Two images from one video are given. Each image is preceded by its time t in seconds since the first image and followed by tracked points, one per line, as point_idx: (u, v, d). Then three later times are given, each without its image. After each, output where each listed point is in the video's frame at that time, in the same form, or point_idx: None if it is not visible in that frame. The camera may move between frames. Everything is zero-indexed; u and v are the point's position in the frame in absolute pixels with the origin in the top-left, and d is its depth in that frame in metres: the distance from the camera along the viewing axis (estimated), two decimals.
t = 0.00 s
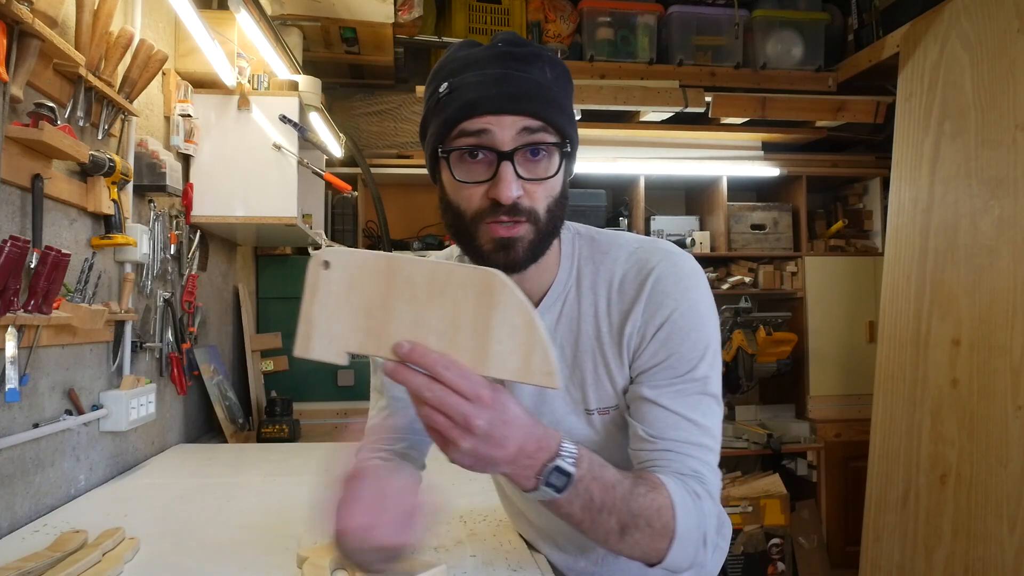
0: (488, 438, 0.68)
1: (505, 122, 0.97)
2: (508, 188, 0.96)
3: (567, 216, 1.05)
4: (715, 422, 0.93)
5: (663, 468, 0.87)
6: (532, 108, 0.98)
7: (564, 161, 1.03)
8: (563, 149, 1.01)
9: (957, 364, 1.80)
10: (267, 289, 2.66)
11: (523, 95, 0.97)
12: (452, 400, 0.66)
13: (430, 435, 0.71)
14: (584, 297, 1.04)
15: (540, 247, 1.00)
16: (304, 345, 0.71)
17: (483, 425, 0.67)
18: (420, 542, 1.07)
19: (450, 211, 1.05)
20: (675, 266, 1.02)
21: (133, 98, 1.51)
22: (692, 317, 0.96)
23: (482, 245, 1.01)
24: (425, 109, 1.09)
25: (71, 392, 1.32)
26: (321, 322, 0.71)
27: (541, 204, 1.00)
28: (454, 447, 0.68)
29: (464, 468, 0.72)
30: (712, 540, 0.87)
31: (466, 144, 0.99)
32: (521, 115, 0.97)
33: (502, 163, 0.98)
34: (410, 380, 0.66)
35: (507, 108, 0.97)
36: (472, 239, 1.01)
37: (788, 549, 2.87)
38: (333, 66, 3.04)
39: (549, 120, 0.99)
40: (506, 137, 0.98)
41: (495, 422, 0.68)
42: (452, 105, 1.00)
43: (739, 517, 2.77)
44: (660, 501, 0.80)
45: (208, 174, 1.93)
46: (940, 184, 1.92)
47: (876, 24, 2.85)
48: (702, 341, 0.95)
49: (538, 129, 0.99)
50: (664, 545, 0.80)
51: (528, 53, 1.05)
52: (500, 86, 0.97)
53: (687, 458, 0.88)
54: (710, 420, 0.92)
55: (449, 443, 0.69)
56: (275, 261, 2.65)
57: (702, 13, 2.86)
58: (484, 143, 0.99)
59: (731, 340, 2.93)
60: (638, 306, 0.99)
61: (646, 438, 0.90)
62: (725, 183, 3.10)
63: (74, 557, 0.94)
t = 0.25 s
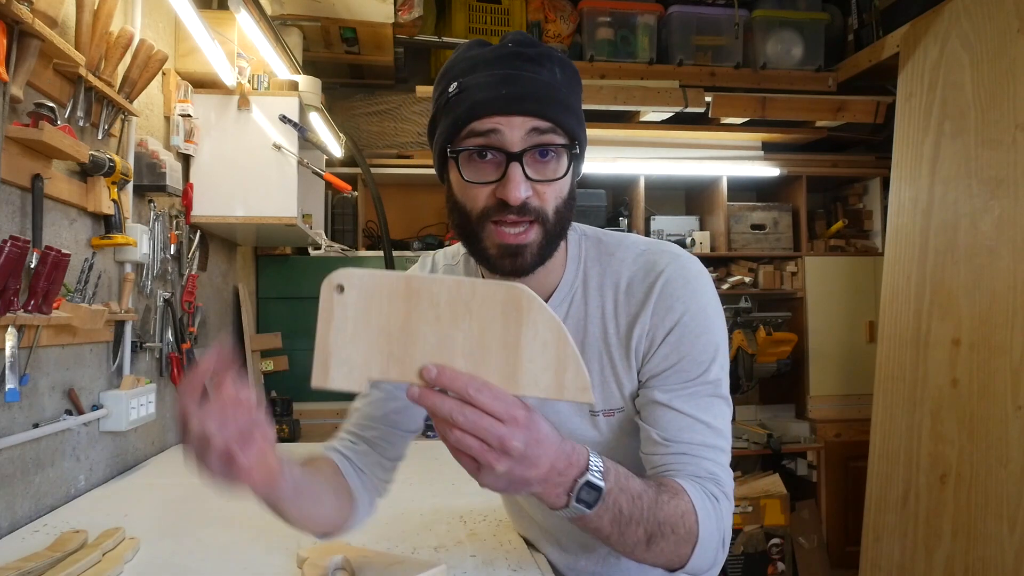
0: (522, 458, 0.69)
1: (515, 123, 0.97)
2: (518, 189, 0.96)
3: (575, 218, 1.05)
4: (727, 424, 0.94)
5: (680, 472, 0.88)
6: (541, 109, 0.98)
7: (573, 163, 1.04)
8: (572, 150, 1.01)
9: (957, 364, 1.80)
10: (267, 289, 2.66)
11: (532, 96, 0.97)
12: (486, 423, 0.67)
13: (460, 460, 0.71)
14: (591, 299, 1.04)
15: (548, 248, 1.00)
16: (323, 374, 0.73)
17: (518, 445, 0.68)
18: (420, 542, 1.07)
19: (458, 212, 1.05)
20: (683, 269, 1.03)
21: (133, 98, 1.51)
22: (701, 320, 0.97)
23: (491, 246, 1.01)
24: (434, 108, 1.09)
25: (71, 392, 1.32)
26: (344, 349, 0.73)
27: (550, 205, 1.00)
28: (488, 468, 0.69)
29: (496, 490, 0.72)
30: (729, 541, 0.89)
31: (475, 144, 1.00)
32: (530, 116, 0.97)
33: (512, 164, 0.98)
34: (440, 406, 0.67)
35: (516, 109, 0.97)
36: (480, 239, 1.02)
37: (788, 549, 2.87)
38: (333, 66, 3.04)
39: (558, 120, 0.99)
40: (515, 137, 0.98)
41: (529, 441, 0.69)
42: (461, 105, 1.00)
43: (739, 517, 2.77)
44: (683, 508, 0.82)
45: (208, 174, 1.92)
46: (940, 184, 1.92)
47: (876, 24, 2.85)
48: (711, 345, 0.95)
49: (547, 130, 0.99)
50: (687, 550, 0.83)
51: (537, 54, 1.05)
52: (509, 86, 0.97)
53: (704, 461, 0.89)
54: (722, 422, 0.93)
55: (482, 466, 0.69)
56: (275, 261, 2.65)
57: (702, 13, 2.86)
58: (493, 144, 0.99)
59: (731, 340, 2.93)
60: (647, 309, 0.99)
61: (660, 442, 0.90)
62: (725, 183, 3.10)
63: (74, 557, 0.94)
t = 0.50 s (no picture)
0: (530, 473, 0.70)
1: (517, 125, 0.97)
2: (519, 192, 0.96)
3: (575, 220, 1.06)
4: (730, 424, 0.94)
5: (685, 474, 0.88)
6: (543, 112, 0.98)
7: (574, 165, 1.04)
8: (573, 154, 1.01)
9: (957, 364, 1.80)
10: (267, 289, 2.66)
11: (534, 99, 0.97)
12: (491, 439, 0.67)
13: (468, 480, 0.71)
14: (591, 300, 1.04)
15: (548, 250, 1.00)
16: (324, 402, 0.71)
17: (525, 460, 0.68)
18: (420, 542, 1.07)
19: (459, 213, 1.05)
20: (682, 270, 1.03)
21: (133, 98, 1.51)
22: (702, 321, 0.97)
23: (490, 247, 1.01)
24: (436, 109, 1.09)
25: (71, 392, 1.32)
26: (342, 374, 0.71)
27: (551, 207, 1.00)
28: (497, 486, 0.69)
29: (504, 506, 0.73)
30: (736, 540, 0.90)
31: (477, 146, 0.99)
32: (533, 119, 0.97)
33: (514, 167, 0.97)
34: (444, 425, 0.67)
35: (518, 112, 0.97)
36: (480, 241, 1.02)
37: (788, 549, 2.87)
38: (334, 66, 3.04)
39: (560, 124, 0.99)
40: (517, 140, 0.98)
41: (536, 455, 0.69)
42: (464, 106, 1.00)
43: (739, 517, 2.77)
44: (691, 511, 0.82)
45: (208, 174, 1.93)
46: (940, 184, 1.92)
47: (876, 24, 2.85)
48: (712, 346, 0.95)
49: (549, 133, 0.99)
50: (696, 553, 0.84)
51: (540, 57, 1.05)
52: (512, 89, 0.97)
53: (708, 462, 0.89)
54: (725, 422, 0.93)
55: (490, 484, 0.70)
56: (275, 260, 2.65)
57: (702, 13, 2.86)
58: (495, 146, 0.99)
59: (731, 340, 2.93)
60: (647, 311, 0.99)
61: (664, 444, 0.90)
62: (725, 182, 3.10)
63: (74, 557, 0.95)
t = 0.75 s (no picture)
0: (521, 479, 0.71)
1: (513, 124, 0.98)
2: (515, 190, 0.97)
3: (571, 220, 1.06)
4: (729, 424, 0.94)
5: (684, 475, 0.88)
6: (539, 111, 0.98)
7: (570, 165, 1.04)
8: (569, 152, 1.02)
9: (957, 364, 1.80)
10: (267, 289, 2.66)
11: (530, 97, 0.98)
12: (480, 445, 0.69)
13: (460, 487, 0.73)
14: (589, 301, 1.04)
15: (546, 249, 1.00)
16: (319, 414, 0.76)
17: (515, 466, 0.70)
18: (420, 542, 1.07)
19: (456, 213, 1.05)
20: (680, 271, 1.03)
21: (133, 98, 1.51)
22: (700, 322, 0.97)
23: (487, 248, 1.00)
24: (431, 109, 1.09)
25: (71, 392, 1.32)
26: (335, 387, 0.76)
27: (548, 207, 1.00)
28: (489, 493, 0.71)
29: (498, 513, 0.74)
30: (738, 541, 0.90)
31: (473, 146, 0.99)
32: (529, 117, 0.97)
33: (510, 165, 0.98)
34: (433, 432, 0.70)
35: (515, 110, 0.97)
36: (477, 241, 1.01)
37: (788, 549, 2.87)
38: (334, 66, 3.04)
39: (556, 122, 1.00)
40: (513, 139, 0.98)
41: (526, 461, 0.71)
42: (459, 105, 1.00)
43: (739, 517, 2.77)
44: (690, 513, 0.82)
45: (208, 174, 1.93)
46: (940, 184, 1.93)
47: (876, 24, 2.85)
48: (711, 346, 0.96)
49: (545, 131, 0.99)
50: (696, 554, 0.84)
51: (535, 56, 1.05)
52: (508, 88, 0.98)
53: (709, 462, 0.89)
54: (725, 422, 0.93)
55: (482, 491, 0.71)
56: (275, 260, 2.65)
57: (702, 13, 2.86)
58: (491, 144, 0.99)
59: (731, 340, 2.93)
60: (645, 312, 0.99)
61: (665, 445, 0.91)
62: (725, 182, 3.10)
63: (74, 557, 0.95)
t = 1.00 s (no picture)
0: (518, 487, 0.70)
1: (510, 124, 0.97)
2: (513, 190, 0.96)
3: (570, 220, 1.06)
4: (729, 425, 0.94)
5: (683, 476, 0.88)
6: (536, 110, 0.98)
7: (569, 164, 1.04)
8: (567, 152, 1.02)
9: (957, 364, 1.80)
10: (267, 289, 2.66)
11: (527, 97, 0.98)
12: (476, 454, 0.68)
13: (457, 495, 0.72)
14: (588, 301, 1.04)
15: (543, 249, 1.00)
16: (315, 422, 0.75)
17: (511, 474, 0.69)
18: (420, 542, 1.07)
19: (455, 214, 1.05)
20: (679, 271, 1.03)
21: (133, 98, 1.51)
22: (699, 322, 0.97)
23: (486, 248, 1.01)
24: (429, 110, 1.09)
25: (71, 392, 1.32)
26: (332, 393, 0.76)
27: (546, 206, 1.00)
28: (486, 501, 0.70)
29: (496, 521, 0.74)
30: (738, 541, 0.90)
31: (470, 146, 0.99)
32: (526, 116, 0.97)
33: (507, 164, 0.98)
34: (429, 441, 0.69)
35: (512, 109, 0.97)
36: (476, 241, 1.02)
37: (788, 549, 2.87)
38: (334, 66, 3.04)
39: (553, 122, 1.00)
40: (510, 139, 0.98)
41: (522, 469, 0.70)
42: (457, 105, 1.00)
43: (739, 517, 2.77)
44: (689, 516, 0.82)
45: (208, 174, 1.93)
46: (940, 184, 1.92)
47: (876, 24, 2.85)
48: (710, 346, 0.95)
49: (542, 131, 0.99)
50: (696, 556, 0.83)
51: (533, 56, 1.05)
52: (505, 87, 0.97)
53: (708, 464, 0.89)
54: (725, 423, 0.93)
55: (479, 499, 0.70)
56: (275, 260, 2.65)
57: (702, 13, 2.86)
58: (488, 144, 0.99)
59: (731, 340, 2.93)
60: (644, 313, 0.99)
61: (664, 446, 0.91)
62: (725, 182, 3.11)
63: (74, 557, 0.95)
